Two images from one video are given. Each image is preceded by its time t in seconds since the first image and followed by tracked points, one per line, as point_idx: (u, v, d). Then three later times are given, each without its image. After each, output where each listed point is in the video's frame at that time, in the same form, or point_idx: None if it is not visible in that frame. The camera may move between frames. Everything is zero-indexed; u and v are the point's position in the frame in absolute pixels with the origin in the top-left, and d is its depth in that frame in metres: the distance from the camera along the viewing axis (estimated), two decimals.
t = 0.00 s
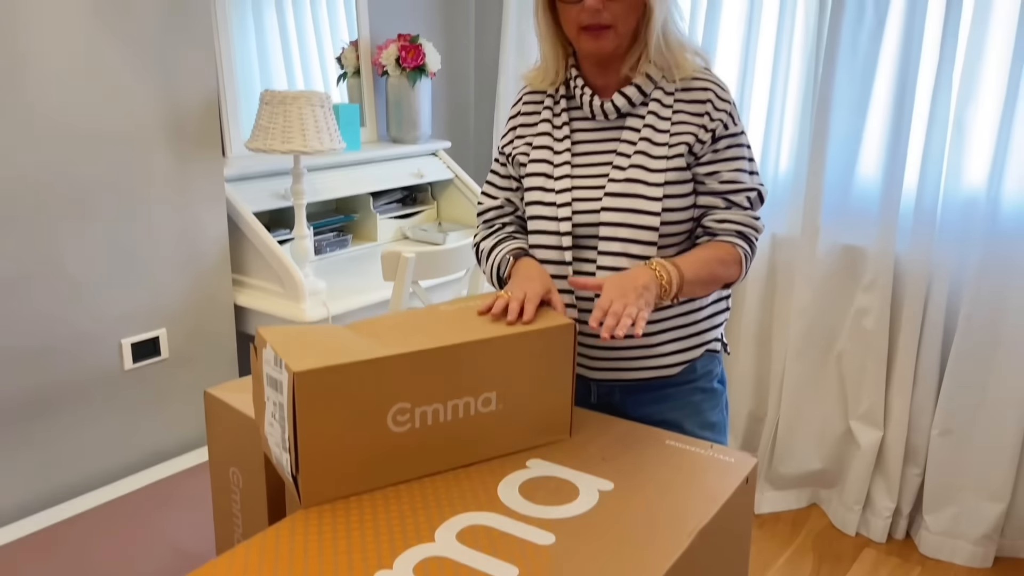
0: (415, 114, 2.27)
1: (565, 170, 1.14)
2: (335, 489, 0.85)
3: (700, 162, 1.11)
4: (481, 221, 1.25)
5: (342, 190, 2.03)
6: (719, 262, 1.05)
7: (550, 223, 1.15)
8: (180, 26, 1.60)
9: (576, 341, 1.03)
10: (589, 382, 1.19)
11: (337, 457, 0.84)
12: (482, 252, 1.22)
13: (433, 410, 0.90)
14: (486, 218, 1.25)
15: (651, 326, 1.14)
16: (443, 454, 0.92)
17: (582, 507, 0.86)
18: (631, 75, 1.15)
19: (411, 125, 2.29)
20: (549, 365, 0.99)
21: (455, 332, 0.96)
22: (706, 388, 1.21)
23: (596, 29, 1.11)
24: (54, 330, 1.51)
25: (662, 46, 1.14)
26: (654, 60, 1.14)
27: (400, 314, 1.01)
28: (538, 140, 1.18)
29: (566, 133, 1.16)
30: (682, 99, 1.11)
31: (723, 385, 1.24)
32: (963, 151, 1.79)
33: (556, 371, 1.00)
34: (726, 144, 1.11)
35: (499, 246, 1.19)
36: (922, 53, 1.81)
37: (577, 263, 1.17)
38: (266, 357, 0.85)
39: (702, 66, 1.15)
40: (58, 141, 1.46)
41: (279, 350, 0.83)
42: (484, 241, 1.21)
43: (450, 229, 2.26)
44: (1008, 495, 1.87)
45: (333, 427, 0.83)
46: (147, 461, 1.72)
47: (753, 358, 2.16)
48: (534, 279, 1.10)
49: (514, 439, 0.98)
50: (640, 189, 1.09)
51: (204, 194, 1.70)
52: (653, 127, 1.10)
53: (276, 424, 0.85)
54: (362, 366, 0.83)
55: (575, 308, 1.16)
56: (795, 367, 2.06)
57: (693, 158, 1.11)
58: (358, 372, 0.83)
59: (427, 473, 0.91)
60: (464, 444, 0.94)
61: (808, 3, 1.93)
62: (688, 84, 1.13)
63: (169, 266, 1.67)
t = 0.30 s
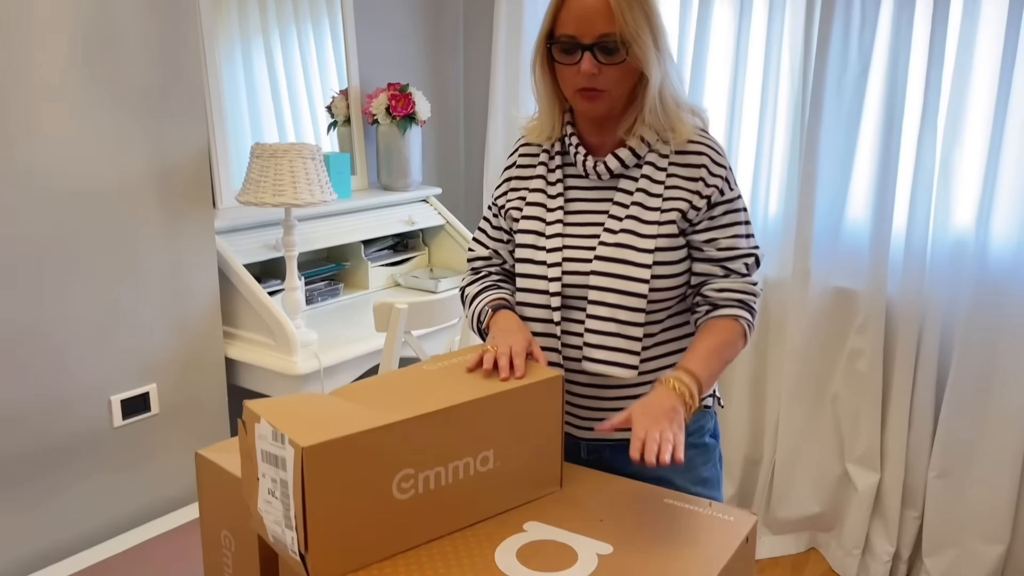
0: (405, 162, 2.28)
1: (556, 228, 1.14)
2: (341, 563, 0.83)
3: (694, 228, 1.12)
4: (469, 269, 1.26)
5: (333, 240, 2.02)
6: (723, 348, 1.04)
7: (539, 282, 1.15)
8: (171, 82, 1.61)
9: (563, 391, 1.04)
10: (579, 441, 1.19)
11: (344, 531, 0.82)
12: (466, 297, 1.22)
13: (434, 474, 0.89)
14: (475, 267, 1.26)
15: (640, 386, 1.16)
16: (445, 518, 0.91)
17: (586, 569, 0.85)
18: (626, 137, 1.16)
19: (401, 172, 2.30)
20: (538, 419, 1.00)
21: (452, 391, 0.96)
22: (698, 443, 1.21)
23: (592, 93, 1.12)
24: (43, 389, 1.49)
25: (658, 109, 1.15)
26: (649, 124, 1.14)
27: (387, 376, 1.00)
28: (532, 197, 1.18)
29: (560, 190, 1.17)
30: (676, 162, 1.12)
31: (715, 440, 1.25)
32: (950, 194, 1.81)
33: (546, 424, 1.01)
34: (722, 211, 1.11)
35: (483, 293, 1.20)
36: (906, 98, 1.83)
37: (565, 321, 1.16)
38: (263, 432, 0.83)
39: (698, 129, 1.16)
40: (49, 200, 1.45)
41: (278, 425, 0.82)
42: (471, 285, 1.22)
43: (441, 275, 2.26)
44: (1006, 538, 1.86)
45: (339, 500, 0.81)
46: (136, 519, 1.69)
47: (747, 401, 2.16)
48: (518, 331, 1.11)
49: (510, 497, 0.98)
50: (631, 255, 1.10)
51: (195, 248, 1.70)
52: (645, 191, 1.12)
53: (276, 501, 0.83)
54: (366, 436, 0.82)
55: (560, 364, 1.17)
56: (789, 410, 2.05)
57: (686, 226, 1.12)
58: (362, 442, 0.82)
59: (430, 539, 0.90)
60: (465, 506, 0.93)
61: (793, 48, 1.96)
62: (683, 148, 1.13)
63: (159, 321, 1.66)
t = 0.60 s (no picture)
0: (400, 198, 2.28)
1: (549, 266, 1.15)
2: None
3: (686, 271, 1.12)
4: (469, 306, 1.27)
5: (327, 277, 2.02)
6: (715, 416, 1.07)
7: (530, 318, 1.16)
8: (168, 124, 1.61)
9: (563, 436, 1.03)
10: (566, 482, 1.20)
11: None
12: (467, 338, 1.23)
13: (434, 522, 0.88)
14: (474, 305, 1.26)
15: (626, 429, 1.14)
16: (444, 566, 0.90)
17: None
18: (622, 179, 1.16)
19: (395, 208, 2.30)
20: (538, 463, 0.99)
21: (449, 437, 0.96)
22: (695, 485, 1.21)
23: (593, 138, 1.13)
24: (36, 435, 1.47)
25: (659, 156, 1.14)
26: (649, 168, 1.14)
27: (385, 423, 1.00)
28: (527, 233, 1.19)
29: (554, 229, 1.17)
30: (671, 206, 1.13)
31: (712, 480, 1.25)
32: (942, 227, 1.82)
33: (545, 468, 1.00)
34: (715, 255, 1.11)
35: (484, 335, 1.19)
36: (897, 132, 1.85)
37: (554, 360, 1.16)
38: (260, 482, 0.82)
39: (694, 172, 1.16)
40: (44, 244, 1.44)
41: (276, 474, 0.80)
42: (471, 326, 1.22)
43: (436, 310, 2.26)
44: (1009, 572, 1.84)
45: (338, 551, 0.80)
46: (128, 564, 1.66)
47: (744, 434, 2.15)
48: (515, 376, 1.10)
49: (510, 543, 0.97)
50: (619, 295, 1.10)
51: (189, 288, 1.69)
52: (638, 232, 1.12)
53: (273, 552, 0.81)
54: (366, 485, 0.81)
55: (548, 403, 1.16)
56: (788, 443, 2.05)
57: (679, 268, 1.12)
58: (362, 491, 0.81)
59: None
60: (464, 553, 0.92)
61: (784, 83, 1.98)
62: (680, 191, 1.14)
63: (153, 363, 1.64)
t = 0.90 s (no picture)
0: (397, 224, 2.28)
1: (549, 288, 1.16)
2: None
3: (686, 290, 1.14)
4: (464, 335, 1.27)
5: (326, 303, 2.01)
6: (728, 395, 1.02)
7: (531, 339, 1.16)
8: (167, 152, 1.62)
9: (563, 464, 1.03)
10: (574, 510, 1.19)
11: None
12: (464, 368, 1.23)
13: (433, 552, 0.87)
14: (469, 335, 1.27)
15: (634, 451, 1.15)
16: None
17: None
18: (620, 202, 1.18)
19: (395, 234, 2.31)
20: (538, 491, 0.99)
21: (447, 466, 0.95)
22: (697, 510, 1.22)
23: (590, 157, 1.15)
24: (34, 463, 1.47)
25: (654, 180, 1.16)
26: (647, 190, 1.16)
27: (383, 455, 1.00)
28: (524, 257, 1.19)
29: (552, 251, 1.18)
30: (669, 227, 1.15)
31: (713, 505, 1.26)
32: (939, 250, 1.82)
33: (545, 496, 1.00)
34: (715, 274, 1.13)
35: (480, 365, 1.19)
36: (892, 156, 1.86)
37: (557, 384, 1.16)
38: (258, 515, 0.82)
39: (690, 199, 1.19)
40: (43, 272, 1.45)
41: (274, 507, 0.80)
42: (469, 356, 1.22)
43: (434, 335, 2.26)
44: None
45: None
46: None
47: (744, 457, 2.14)
48: (511, 404, 1.10)
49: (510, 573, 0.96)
50: (622, 315, 1.11)
51: (187, 316, 1.69)
52: (637, 253, 1.14)
53: None
54: (364, 516, 0.80)
55: (553, 428, 1.15)
56: (789, 467, 2.04)
57: (680, 287, 1.14)
58: (361, 523, 0.80)
59: None
60: None
61: (779, 108, 1.99)
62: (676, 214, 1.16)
63: (151, 391, 1.64)
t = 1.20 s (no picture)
0: (400, 241, 2.29)
1: (549, 298, 1.17)
2: None
3: (688, 297, 1.16)
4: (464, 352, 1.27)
5: (327, 321, 2.02)
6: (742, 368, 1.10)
7: (533, 350, 1.17)
8: (171, 169, 1.63)
9: (566, 482, 1.03)
10: (580, 524, 1.19)
11: None
12: (466, 387, 1.23)
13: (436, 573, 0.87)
14: (469, 351, 1.27)
15: (638, 458, 1.14)
16: None
17: None
18: (616, 215, 1.20)
19: (397, 250, 2.30)
20: (541, 510, 0.99)
21: (452, 486, 0.95)
22: (702, 527, 1.21)
23: (585, 172, 1.18)
24: (38, 479, 1.47)
25: (648, 192, 1.19)
26: (641, 202, 1.19)
27: (385, 475, 1.00)
28: (524, 270, 1.20)
29: (552, 263, 1.19)
30: (666, 238, 1.18)
31: (717, 522, 1.25)
32: (942, 265, 1.82)
33: (548, 516, 1.00)
34: (716, 281, 1.15)
35: (483, 384, 1.19)
36: (894, 172, 1.86)
37: (560, 393, 1.16)
38: (262, 535, 0.82)
39: (688, 210, 1.23)
40: (49, 288, 1.45)
41: (278, 527, 0.80)
42: (470, 376, 1.23)
43: (437, 351, 2.26)
44: None
45: None
46: None
47: (748, 474, 2.14)
48: (515, 422, 1.10)
49: None
50: (625, 321, 1.13)
51: (190, 332, 1.69)
52: (637, 262, 1.15)
53: None
54: (368, 536, 0.80)
55: (558, 437, 1.15)
56: (793, 484, 2.03)
57: (682, 294, 1.16)
58: (364, 543, 0.80)
59: None
60: None
61: (780, 125, 2.00)
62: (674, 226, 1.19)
63: (154, 408, 1.64)
